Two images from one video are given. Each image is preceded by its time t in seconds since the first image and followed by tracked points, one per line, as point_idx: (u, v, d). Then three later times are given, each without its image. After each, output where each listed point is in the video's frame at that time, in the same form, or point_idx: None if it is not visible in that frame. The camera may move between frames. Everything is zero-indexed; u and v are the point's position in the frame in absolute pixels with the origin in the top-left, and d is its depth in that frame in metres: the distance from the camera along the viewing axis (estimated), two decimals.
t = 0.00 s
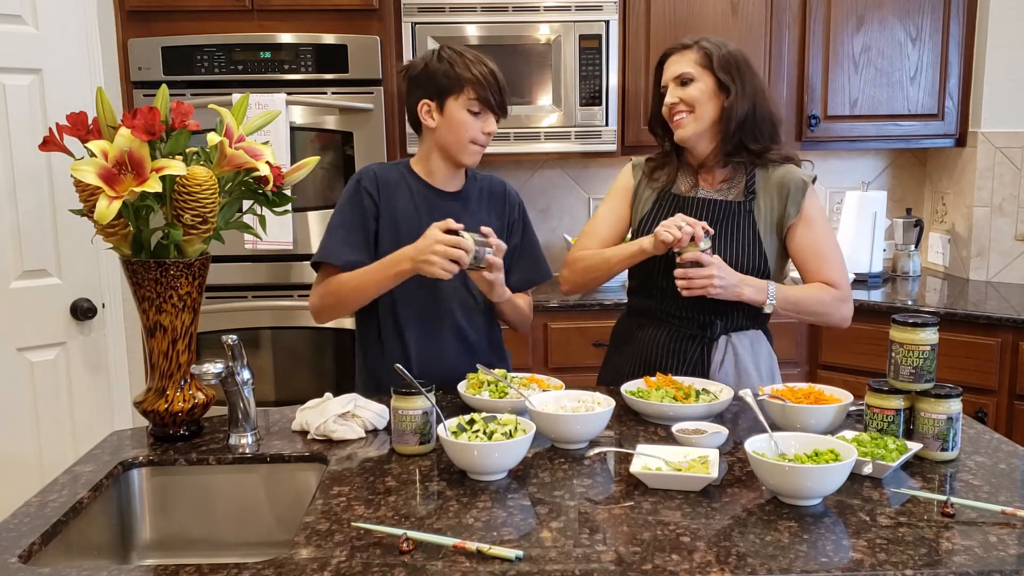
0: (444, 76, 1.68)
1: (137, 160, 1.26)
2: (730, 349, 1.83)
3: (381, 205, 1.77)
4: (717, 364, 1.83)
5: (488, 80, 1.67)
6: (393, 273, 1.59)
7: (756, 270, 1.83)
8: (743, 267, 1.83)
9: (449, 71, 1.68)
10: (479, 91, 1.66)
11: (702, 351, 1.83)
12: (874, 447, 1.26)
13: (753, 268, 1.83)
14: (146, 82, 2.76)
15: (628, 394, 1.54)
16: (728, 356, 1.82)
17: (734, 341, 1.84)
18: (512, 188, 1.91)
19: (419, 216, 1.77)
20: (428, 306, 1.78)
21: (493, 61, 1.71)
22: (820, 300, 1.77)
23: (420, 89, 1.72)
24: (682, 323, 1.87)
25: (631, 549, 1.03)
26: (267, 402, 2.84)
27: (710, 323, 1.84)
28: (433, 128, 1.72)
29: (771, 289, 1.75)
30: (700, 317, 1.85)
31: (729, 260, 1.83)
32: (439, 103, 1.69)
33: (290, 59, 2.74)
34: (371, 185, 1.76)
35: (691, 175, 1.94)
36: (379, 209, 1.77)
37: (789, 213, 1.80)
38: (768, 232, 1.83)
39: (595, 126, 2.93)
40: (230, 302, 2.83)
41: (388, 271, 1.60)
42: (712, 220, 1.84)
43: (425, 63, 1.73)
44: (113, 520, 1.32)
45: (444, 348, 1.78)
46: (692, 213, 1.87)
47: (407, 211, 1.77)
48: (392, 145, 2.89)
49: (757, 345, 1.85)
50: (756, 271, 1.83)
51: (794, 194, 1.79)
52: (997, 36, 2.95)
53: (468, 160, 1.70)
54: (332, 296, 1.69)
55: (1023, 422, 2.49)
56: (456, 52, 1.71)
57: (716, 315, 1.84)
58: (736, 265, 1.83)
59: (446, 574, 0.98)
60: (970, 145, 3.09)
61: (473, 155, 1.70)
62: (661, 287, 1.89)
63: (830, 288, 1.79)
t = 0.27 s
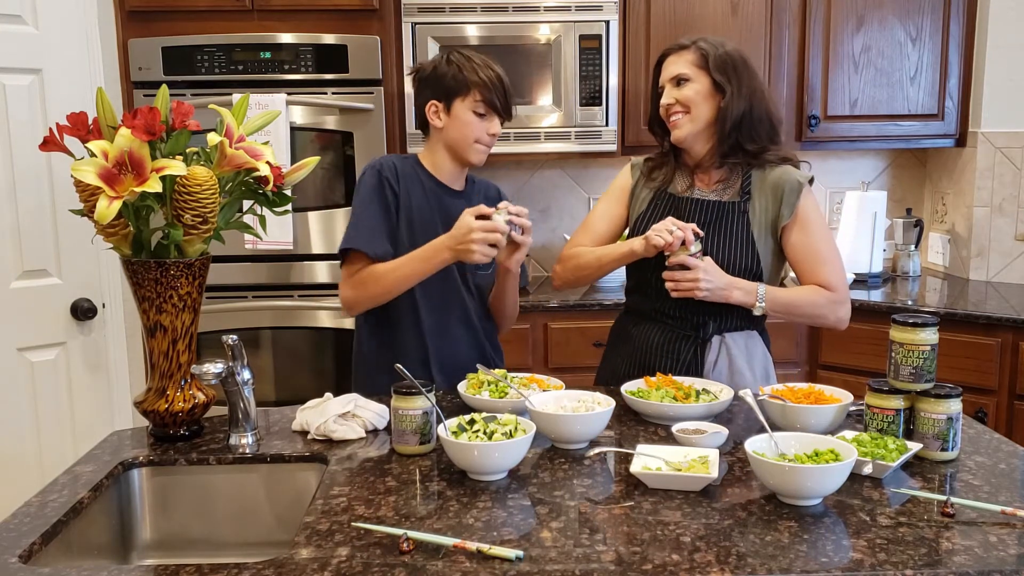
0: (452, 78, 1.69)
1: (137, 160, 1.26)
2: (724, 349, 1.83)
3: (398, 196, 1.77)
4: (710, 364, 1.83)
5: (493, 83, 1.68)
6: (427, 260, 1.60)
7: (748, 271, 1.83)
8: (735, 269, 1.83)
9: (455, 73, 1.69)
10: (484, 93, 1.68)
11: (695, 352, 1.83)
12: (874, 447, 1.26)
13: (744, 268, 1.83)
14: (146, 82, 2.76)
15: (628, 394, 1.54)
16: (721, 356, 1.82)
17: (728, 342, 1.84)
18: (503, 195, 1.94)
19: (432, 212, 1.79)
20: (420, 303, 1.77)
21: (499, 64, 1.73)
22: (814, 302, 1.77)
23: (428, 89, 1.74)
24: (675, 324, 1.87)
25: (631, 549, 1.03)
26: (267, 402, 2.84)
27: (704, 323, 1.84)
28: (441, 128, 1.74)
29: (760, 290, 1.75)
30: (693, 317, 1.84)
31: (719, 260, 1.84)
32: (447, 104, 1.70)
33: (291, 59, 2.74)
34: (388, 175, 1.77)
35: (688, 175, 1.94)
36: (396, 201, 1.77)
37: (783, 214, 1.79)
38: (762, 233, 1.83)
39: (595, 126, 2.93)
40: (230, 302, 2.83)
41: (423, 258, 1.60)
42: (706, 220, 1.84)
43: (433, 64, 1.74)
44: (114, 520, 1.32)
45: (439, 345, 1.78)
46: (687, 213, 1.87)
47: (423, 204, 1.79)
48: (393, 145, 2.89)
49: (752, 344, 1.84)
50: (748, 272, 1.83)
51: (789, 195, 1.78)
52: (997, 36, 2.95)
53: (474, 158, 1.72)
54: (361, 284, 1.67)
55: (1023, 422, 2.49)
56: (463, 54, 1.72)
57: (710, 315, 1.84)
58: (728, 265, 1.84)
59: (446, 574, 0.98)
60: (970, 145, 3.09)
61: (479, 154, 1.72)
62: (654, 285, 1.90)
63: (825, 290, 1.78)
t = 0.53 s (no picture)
0: (457, 80, 1.69)
1: (137, 160, 1.26)
2: (721, 349, 1.82)
3: (403, 184, 1.79)
4: (707, 364, 1.82)
5: (497, 89, 1.68)
6: (432, 249, 1.61)
7: (744, 273, 1.83)
8: (730, 271, 1.84)
9: (459, 76, 1.70)
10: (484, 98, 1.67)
11: (691, 351, 1.83)
12: (874, 447, 1.26)
13: (740, 270, 1.83)
14: (146, 82, 2.77)
15: (628, 394, 1.54)
16: (718, 356, 1.81)
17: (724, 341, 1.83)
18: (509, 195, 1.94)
19: (434, 205, 1.80)
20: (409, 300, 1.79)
21: (509, 72, 1.72)
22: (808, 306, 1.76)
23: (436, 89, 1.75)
24: (672, 324, 1.87)
25: (631, 549, 1.03)
26: (267, 402, 2.84)
27: (699, 322, 1.84)
28: (446, 128, 1.75)
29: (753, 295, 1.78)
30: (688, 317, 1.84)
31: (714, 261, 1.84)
32: (450, 104, 1.71)
33: (291, 59, 2.74)
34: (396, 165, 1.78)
35: (688, 176, 1.94)
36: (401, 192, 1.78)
37: (779, 217, 1.78)
38: (759, 235, 1.82)
39: (595, 126, 2.93)
40: (230, 301, 2.84)
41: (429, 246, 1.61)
42: (703, 221, 1.85)
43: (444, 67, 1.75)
44: (114, 520, 1.32)
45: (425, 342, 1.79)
46: (684, 213, 1.88)
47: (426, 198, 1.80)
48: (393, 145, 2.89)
49: (748, 344, 1.83)
50: (743, 274, 1.83)
51: (785, 198, 1.76)
52: (997, 36, 2.95)
53: (474, 160, 1.73)
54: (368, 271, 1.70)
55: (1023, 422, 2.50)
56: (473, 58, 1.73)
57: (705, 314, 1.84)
58: (722, 267, 1.84)
59: (446, 573, 0.98)
60: (970, 145, 3.09)
61: (479, 157, 1.73)
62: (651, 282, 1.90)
63: (821, 295, 1.78)
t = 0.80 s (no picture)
0: (458, 80, 1.70)
1: (137, 160, 1.27)
2: (723, 347, 1.83)
3: (398, 177, 1.80)
4: (709, 362, 1.83)
5: (499, 85, 1.68)
6: (409, 249, 1.61)
7: (743, 276, 1.83)
8: (730, 273, 1.84)
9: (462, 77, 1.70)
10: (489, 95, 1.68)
11: (694, 349, 1.83)
12: (874, 447, 1.26)
13: (742, 273, 1.83)
14: (146, 82, 2.77)
15: (628, 394, 1.54)
16: (720, 354, 1.83)
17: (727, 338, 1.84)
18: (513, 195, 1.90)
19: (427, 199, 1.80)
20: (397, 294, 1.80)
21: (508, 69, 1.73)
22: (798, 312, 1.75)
23: (439, 92, 1.76)
24: (675, 321, 1.88)
25: (631, 549, 1.03)
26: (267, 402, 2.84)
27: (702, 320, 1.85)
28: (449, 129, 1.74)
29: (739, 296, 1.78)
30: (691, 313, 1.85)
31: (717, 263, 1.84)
32: (454, 106, 1.71)
33: (291, 59, 2.74)
34: (392, 161, 1.80)
35: (690, 177, 1.94)
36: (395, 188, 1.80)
37: (777, 223, 1.78)
38: (761, 240, 1.82)
39: (595, 126, 2.93)
40: (230, 302, 2.84)
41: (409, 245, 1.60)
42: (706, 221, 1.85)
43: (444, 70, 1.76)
44: (114, 520, 1.32)
45: (409, 339, 1.80)
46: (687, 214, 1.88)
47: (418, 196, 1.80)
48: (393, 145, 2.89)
49: (750, 343, 1.85)
50: (745, 277, 1.83)
51: (785, 203, 1.76)
52: (997, 36, 2.95)
53: (479, 159, 1.72)
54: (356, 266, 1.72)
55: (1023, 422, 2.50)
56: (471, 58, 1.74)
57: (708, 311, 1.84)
58: (725, 270, 1.84)
59: (446, 574, 0.98)
60: (970, 145, 3.09)
61: (484, 155, 1.72)
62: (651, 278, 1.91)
63: (810, 302, 1.76)
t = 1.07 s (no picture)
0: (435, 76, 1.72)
1: (137, 160, 1.27)
2: (735, 344, 1.85)
3: (387, 179, 1.81)
4: (721, 359, 1.84)
5: (478, 70, 1.71)
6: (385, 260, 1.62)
7: (754, 270, 1.84)
8: (741, 268, 1.84)
9: (439, 71, 1.72)
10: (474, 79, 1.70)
11: (706, 347, 1.84)
12: (874, 447, 1.26)
13: (751, 268, 1.84)
14: (146, 82, 2.77)
15: (628, 394, 1.54)
16: (732, 352, 1.84)
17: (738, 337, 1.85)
18: (509, 190, 1.87)
19: (417, 198, 1.80)
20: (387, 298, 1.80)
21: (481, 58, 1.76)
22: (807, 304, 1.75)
23: (418, 95, 1.77)
24: (685, 320, 1.87)
25: (631, 549, 1.03)
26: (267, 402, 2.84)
27: (714, 318, 1.85)
28: (437, 125, 1.74)
29: (753, 289, 1.75)
30: (705, 312, 1.85)
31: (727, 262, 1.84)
32: (438, 101, 1.73)
33: (291, 59, 2.75)
34: (383, 165, 1.81)
35: (692, 177, 1.94)
36: (385, 191, 1.80)
37: (785, 216, 1.80)
38: (768, 234, 1.83)
39: (595, 126, 2.93)
40: (230, 302, 2.84)
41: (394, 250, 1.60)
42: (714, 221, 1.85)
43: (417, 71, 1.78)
44: (114, 520, 1.33)
45: (398, 343, 1.80)
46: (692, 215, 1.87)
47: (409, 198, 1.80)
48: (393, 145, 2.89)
49: (760, 340, 1.86)
50: (755, 272, 1.84)
51: (793, 197, 1.79)
52: (997, 36, 2.95)
53: (479, 143, 1.71)
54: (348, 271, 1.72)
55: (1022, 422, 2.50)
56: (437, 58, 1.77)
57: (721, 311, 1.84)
58: (734, 266, 1.84)
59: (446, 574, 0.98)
60: (970, 145, 3.09)
61: (483, 138, 1.71)
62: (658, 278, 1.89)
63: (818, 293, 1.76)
